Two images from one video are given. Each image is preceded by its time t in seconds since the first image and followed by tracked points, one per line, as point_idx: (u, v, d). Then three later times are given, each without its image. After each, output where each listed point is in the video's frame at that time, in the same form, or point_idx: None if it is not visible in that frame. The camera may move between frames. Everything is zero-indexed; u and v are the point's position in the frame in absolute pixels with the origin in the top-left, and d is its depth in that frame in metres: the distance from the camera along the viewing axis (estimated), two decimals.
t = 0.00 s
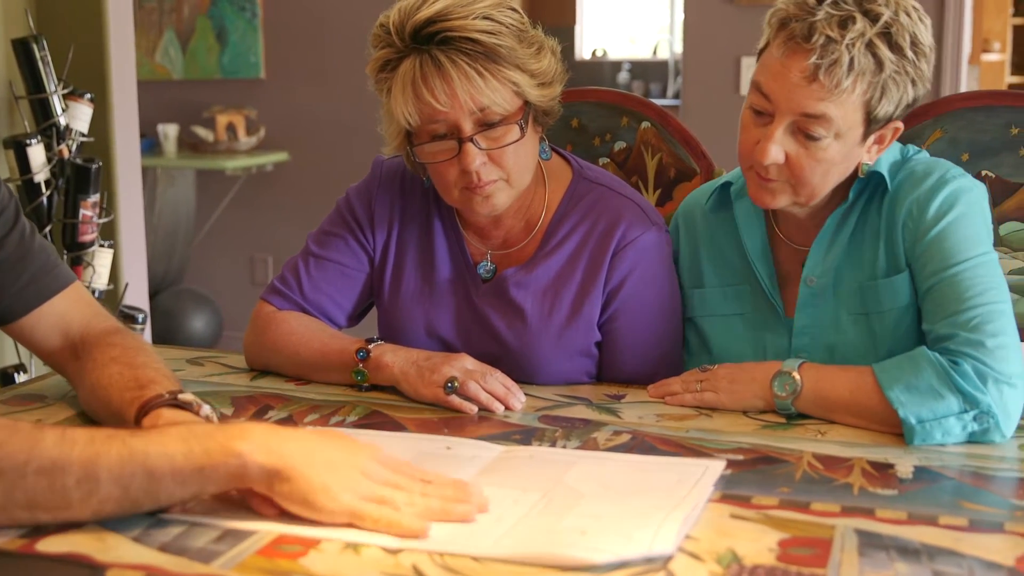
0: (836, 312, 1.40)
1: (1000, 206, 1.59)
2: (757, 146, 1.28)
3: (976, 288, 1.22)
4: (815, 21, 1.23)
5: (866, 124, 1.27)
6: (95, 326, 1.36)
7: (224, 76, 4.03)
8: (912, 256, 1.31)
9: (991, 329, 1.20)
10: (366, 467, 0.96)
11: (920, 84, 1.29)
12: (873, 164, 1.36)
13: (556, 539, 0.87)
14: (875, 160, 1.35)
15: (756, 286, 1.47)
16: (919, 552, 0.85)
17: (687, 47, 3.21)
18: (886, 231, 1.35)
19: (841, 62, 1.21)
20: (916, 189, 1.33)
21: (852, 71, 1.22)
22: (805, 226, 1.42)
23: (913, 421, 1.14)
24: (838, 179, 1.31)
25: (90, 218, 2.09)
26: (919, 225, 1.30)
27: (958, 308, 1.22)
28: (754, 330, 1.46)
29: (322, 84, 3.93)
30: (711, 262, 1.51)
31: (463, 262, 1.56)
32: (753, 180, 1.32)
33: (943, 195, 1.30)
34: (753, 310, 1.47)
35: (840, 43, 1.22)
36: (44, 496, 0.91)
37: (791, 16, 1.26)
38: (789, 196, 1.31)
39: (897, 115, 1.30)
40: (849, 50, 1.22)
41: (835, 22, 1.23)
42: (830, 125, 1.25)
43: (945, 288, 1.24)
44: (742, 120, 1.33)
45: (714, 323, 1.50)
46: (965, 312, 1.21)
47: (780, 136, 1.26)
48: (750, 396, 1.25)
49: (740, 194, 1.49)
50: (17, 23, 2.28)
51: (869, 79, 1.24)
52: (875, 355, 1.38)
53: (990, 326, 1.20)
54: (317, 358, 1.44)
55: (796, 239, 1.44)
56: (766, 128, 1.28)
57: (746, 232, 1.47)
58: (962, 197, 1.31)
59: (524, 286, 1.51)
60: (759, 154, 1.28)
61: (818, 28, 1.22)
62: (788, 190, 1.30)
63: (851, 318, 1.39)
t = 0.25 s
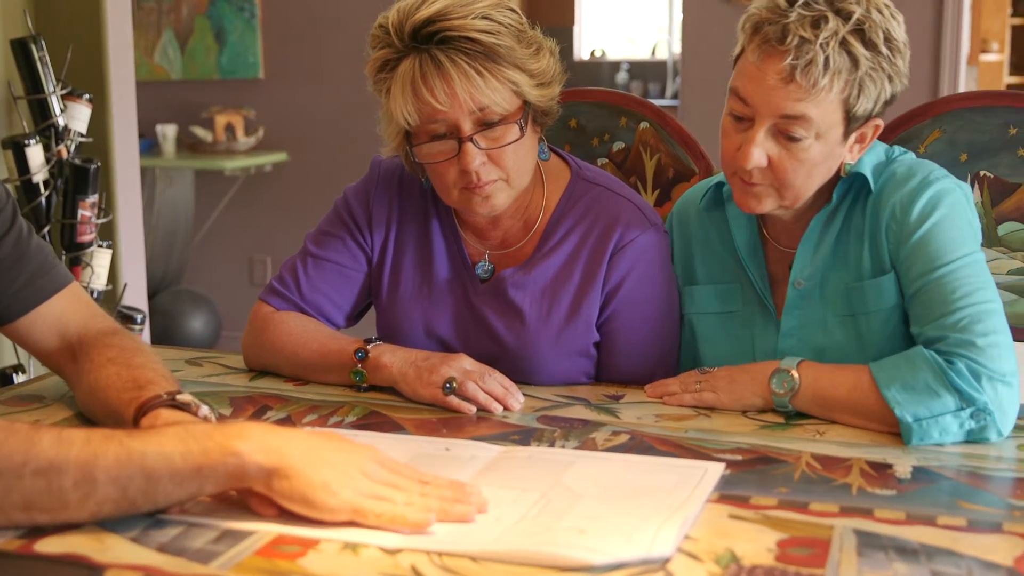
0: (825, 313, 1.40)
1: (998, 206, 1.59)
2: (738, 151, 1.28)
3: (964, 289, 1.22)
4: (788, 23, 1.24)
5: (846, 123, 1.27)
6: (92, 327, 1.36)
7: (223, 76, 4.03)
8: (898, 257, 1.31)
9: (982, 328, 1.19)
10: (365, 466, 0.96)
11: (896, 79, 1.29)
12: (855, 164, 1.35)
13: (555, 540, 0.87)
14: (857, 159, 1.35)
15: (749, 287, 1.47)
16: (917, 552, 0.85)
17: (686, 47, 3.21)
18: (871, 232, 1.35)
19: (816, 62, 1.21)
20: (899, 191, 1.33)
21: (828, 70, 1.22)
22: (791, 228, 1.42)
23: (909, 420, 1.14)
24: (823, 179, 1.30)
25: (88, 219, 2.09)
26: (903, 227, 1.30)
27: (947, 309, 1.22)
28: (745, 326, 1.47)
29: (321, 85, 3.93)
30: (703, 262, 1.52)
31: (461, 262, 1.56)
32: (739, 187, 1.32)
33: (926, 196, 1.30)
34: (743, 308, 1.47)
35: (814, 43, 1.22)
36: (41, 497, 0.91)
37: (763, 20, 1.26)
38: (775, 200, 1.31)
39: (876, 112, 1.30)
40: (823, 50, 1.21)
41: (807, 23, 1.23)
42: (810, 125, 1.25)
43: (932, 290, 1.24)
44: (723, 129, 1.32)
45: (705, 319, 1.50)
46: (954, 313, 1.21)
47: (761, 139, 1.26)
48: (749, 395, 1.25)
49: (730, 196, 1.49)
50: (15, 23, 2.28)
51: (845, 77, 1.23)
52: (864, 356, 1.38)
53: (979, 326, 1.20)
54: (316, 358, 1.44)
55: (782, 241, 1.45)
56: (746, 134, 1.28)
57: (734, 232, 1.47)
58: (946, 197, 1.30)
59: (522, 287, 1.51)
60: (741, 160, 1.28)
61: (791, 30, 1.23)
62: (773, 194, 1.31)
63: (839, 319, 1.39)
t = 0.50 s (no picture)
0: (825, 317, 1.40)
1: (996, 206, 1.59)
2: (730, 151, 1.28)
3: (967, 290, 1.22)
4: (765, 18, 1.24)
5: (835, 113, 1.27)
6: (90, 327, 1.36)
7: (221, 76, 4.03)
8: (903, 258, 1.31)
9: (985, 330, 1.19)
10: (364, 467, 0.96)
11: (881, 67, 1.29)
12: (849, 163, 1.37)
13: (553, 540, 0.87)
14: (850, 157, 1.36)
15: (743, 294, 1.47)
16: (916, 552, 0.85)
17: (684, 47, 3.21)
18: (875, 233, 1.35)
19: (795, 54, 1.22)
20: (905, 191, 1.33)
21: (809, 61, 1.22)
22: (792, 230, 1.43)
23: (909, 422, 1.14)
24: (817, 174, 1.30)
25: (86, 219, 2.07)
26: (909, 228, 1.30)
27: (951, 310, 1.22)
28: (741, 335, 1.47)
29: (319, 85, 3.93)
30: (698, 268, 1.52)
31: (459, 263, 1.56)
32: (734, 188, 1.32)
33: (932, 196, 1.30)
34: (739, 317, 1.47)
35: (792, 36, 1.22)
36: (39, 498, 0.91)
37: (741, 19, 1.27)
38: (771, 199, 1.31)
39: (865, 102, 1.30)
40: (801, 41, 1.22)
41: (784, 16, 1.24)
42: (798, 118, 1.25)
43: (937, 290, 1.24)
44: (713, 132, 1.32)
45: (703, 329, 1.50)
46: (958, 314, 1.21)
47: (750, 137, 1.26)
48: (748, 396, 1.26)
49: (724, 201, 1.50)
50: (13, 24, 2.28)
51: (828, 67, 1.24)
52: (864, 357, 1.38)
53: (984, 327, 1.20)
54: (314, 359, 1.44)
55: (782, 246, 1.45)
56: (734, 134, 1.28)
57: (729, 240, 1.47)
58: (951, 197, 1.30)
59: (520, 288, 1.51)
60: (732, 160, 1.27)
61: (768, 25, 1.23)
62: (769, 193, 1.30)
63: (839, 322, 1.39)
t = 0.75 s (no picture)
0: (831, 323, 1.40)
1: (994, 206, 1.59)
2: (737, 153, 1.28)
3: (971, 291, 1.22)
4: (779, 21, 1.24)
5: (845, 120, 1.27)
6: (89, 328, 1.36)
7: (219, 77, 4.03)
8: (907, 259, 1.31)
9: (987, 332, 1.19)
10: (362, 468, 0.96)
11: (894, 75, 1.29)
12: (858, 167, 1.36)
13: (553, 540, 0.87)
14: (859, 162, 1.35)
15: (746, 300, 1.47)
16: (914, 553, 0.85)
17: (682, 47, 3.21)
18: (881, 234, 1.35)
19: (809, 58, 1.21)
20: (909, 191, 1.34)
21: (822, 66, 1.22)
22: (796, 236, 1.42)
23: (909, 423, 1.14)
24: (823, 181, 1.30)
25: (85, 220, 2.07)
26: (912, 227, 1.31)
27: (953, 311, 1.22)
28: (747, 343, 1.46)
29: (317, 85, 3.93)
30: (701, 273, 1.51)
31: (458, 264, 1.56)
32: (741, 191, 1.32)
33: (935, 195, 1.30)
34: (745, 324, 1.46)
35: (807, 40, 1.22)
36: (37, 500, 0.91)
37: (755, 21, 1.27)
38: (778, 204, 1.31)
39: (876, 110, 1.30)
40: (816, 46, 1.22)
41: (799, 20, 1.24)
42: (808, 124, 1.25)
43: (939, 291, 1.24)
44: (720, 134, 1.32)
45: (707, 334, 1.49)
46: (960, 315, 1.21)
47: (760, 141, 1.26)
48: (746, 397, 1.26)
49: (729, 207, 1.48)
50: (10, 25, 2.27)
51: (840, 73, 1.24)
52: (868, 359, 1.38)
53: (987, 328, 1.20)
54: (312, 360, 1.44)
55: (785, 252, 1.44)
56: (743, 136, 1.28)
57: (735, 247, 1.46)
58: (955, 198, 1.31)
59: (519, 289, 1.51)
60: (740, 162, 1.27)
61: (782, 27, 1.23)
62: (776, 198, 1.30)
63: (846, 326, 1.39)
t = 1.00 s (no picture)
0: (830, 323, 1.40)
1: (993, 206, 1.59)
2: (742, 154, 1.28)
3: (970, 291, 1.22)
4: (786, 24, 1.24)
5: (849, 123, 1.27)
6: (88, 328, 1.36)
7: (218, 77, 4.03)
8: (907, 259, 1.31)
9: (987, 332, 1.20)
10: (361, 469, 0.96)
11: (900, 80, 1.29)
12: (861, 168, 1.36)
13: (551, 541, 0.87)
14: (863, 163, 1.35)
15: (745, 300, 1.46)
16: (913, 552, 0.85)
17: (682, 47, 3.21)
18: (881, 234, 1.35)
19: (816, 62, 1.21)
20: (908, 191, 1.34)
21: (828, 70, 1.22)
22: (797, 237, 1.42)
23: (907, 423, 1.14)
24: (827, 183, 1.30)
25: (83, 220, 2.07)
26: (912, 227, 1.31)
27: (952, 310, 1.22)
28: (747, 343, 1.46)
29: (316, 85, 3.93)
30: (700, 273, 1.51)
31: (457, 264, 1.56)
32: (744, 192, 1.32)
33: (935, 196, 1.30)
34: (744, 324, 1.46)
35: (814, 43, 1.22)
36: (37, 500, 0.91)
37: (762, 22, 1.27)
38: (781, 205, 1.31)
39: (881, 114, 1.30)
40: (823, 49, 1.22)
41: (806, 22, 1.24)
42: (813, 128, 1.25)
43: (938, 290, 1.24)
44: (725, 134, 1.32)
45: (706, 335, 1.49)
46: (959, 315, 1.21)
47: (764, 143, 1.26)
48: (745, 397, 1.26)
49: (730, 208, 1.48)
50: (9, 25, 2.27)
51: (846, 77, 1.24)
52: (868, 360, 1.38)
53: (986, 328, 1.20)
54: (310, 360, 1.44)
55: (784, 251, 1.44)
56: (747, 137, 1.28)
57: (735, 247, 1.46)
58: (955, 198, 1.31)
59: (518, 289, 1.51)
60: (744, 163, 1.27)
61: (790, 30, 1.23)
62: (779, 199, 1.30)
63: (845, 326, 1.39)
